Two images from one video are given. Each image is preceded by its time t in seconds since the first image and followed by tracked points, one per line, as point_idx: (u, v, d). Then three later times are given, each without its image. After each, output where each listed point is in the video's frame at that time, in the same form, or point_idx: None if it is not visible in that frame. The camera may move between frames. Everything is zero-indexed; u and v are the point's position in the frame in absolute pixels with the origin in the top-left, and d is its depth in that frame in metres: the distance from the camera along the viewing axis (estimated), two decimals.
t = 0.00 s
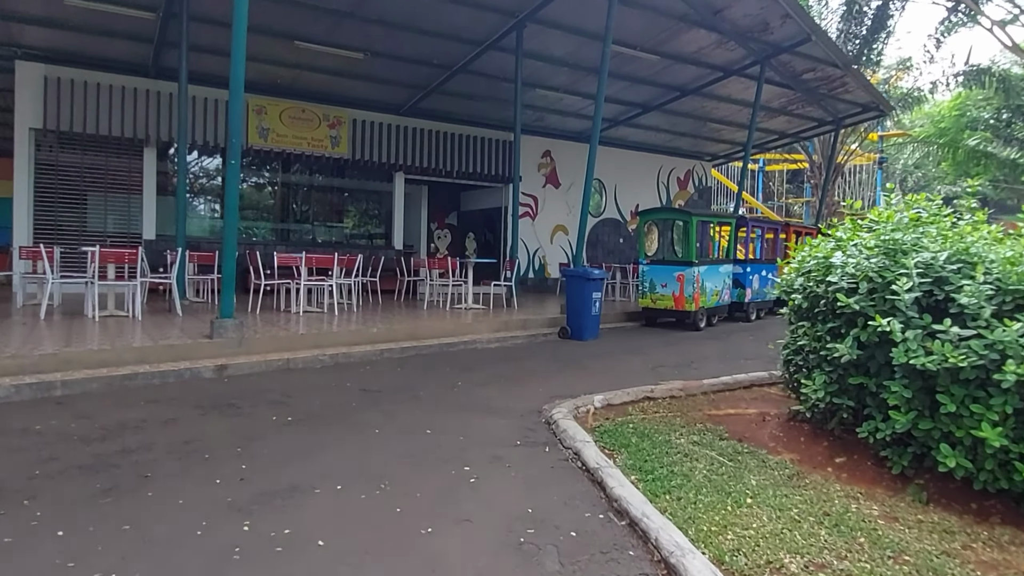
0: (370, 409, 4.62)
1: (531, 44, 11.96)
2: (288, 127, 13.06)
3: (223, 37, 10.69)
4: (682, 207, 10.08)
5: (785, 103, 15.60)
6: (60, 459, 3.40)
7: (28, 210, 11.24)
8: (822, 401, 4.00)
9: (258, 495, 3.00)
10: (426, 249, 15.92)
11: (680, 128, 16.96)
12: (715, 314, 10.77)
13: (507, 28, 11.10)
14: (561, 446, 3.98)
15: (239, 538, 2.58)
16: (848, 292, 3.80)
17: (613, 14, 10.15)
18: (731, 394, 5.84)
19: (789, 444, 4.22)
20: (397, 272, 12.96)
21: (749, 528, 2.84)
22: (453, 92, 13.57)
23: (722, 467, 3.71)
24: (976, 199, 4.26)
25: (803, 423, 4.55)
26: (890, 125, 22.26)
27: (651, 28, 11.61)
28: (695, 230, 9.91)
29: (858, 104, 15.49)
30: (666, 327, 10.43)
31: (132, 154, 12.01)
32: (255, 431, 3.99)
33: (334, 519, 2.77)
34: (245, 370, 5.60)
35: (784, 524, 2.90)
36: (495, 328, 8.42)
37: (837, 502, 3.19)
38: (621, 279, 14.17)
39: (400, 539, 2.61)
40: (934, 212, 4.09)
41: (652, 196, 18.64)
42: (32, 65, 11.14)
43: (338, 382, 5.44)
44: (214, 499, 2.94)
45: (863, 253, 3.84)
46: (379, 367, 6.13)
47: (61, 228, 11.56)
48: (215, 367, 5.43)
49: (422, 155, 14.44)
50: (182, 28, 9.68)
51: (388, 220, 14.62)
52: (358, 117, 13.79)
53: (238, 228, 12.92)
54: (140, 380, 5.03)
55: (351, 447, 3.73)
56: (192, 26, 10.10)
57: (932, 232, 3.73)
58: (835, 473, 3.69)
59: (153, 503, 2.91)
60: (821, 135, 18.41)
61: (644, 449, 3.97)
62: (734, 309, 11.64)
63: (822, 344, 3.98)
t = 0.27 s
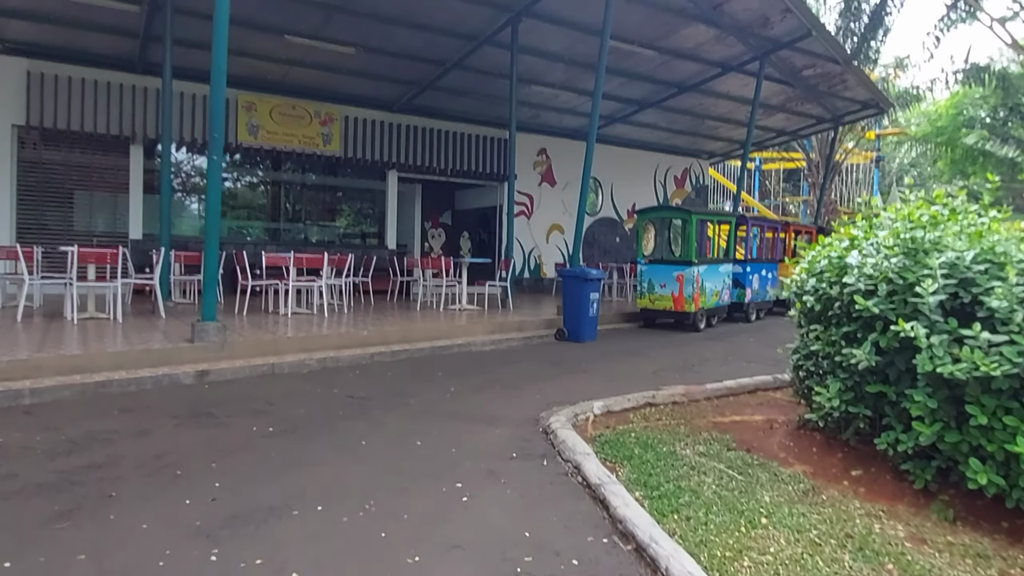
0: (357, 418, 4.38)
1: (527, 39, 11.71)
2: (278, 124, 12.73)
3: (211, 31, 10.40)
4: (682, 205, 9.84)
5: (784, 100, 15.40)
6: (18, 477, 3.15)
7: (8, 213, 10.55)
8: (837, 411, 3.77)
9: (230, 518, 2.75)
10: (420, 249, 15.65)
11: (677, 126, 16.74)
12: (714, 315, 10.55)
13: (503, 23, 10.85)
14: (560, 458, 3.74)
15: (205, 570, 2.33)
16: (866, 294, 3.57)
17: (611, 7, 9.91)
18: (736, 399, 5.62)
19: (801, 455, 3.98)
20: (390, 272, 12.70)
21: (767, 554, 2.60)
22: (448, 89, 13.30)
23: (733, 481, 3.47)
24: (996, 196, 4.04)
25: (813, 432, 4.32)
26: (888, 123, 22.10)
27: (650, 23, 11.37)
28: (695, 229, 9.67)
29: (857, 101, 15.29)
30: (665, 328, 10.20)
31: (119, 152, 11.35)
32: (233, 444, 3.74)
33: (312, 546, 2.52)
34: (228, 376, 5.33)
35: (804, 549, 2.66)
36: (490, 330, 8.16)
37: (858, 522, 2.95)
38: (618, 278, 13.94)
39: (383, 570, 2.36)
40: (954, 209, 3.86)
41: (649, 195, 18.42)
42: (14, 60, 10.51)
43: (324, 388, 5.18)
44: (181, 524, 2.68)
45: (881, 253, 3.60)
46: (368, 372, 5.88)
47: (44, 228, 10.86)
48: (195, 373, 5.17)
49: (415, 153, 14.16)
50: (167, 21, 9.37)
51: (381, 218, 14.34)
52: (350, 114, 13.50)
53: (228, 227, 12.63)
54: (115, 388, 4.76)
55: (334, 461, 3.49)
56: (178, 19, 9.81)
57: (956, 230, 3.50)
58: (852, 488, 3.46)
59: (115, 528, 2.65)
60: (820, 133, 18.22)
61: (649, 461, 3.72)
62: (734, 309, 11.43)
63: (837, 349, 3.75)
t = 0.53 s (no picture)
0: (345, 433, 4.14)
1: (523, 36, 11.48)
2: (269, 123, 12.42)
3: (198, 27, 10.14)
4: (681, 206, 9.61)
5: (783, 99, 15.20)
6: None
7: None
8: (854, 426, 3.55)
9: (203, 552, 2.52)
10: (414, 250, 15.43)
11: (675, 125, 16.53)
12: (715, 318, 10.34)
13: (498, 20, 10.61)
14: (560, 478, 3.51)
15: None
16: (885, 303, 3.36)
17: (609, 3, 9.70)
18: (742, 409, 5.40)
19: (815, 471, 3.76)
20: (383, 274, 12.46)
21: None
22: (442, 87, 13.06)
23: (746, 503, 3.24)
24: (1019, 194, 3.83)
25: (826, 446, 4.10)
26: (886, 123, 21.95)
27: (648, 20, 11.16)
28: (695, 231, 9.45)
29: (857, 100, 15.10)
30: (665, 332, 9.98)
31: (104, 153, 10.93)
32: (211, 463, 3.50)
33: None
34: (210, 387, 5.09)
35: None
36: (487, 335, 7.93)
37: (884, 551, 2.74)
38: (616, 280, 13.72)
39: None
40: (977, 209, 3.65)
41: (646, 195, 18.21)
42: None
43: (312, 400, 4.95)
44: (145, 559, 2.45)
45: (902, 257, 3.40)
46: (359, 381, 5.65)
47: (31, 228, 10.40)
48: (176, 384, 4.93)
49: (409, 153, 13.91)
50: (151, 17, 9.08)
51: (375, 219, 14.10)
52: (342, 112, 13.23)
53: (220, 229, 12.36)
54: (89, 401, 4.52)
55: (318, 484, 3.25)
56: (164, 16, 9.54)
57: (982, 233, 3.29)
58: (872, 510, 3.25)
59: (74, 563, 2.42)
60: (818, 132, 18.03)
61: (654, 481, 3.50)
62: (734, 312, 11.22)
63: (855, 361, 3.54)
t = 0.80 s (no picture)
0: (333, 441, 3.92)
1: (518, 31, 11.25)
2: (258, 120, 12.14)
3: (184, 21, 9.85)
4: (681, 204, 9.39)
5: (780, 97, 15.03)
6: None
7: None
8: (874, 434, 3.36)
9: None
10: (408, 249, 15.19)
11: (671, 123, 16.34)
12: (714, 318, 10.15)
13: (493, 14, 10.37)
14: (564, 490, 3.29)
15: None
16: (909, 303, 3.16)
17: None
18: (748, 413, 5.20)
19: (832, 480, 3.57)
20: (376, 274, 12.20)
21: None
22: (435, 84, 12.82)
23: (764, 517, 3.03)
24: None
25: (840, 452, 3.91)
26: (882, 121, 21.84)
27: (645, 15, 10.95)
28: (695, 229, 9.24)
29: (855, 98, 14.95)
30: (663, 332, 9.78)
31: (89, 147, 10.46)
32: (189, 476, 3.27)
33: None
34: (192, 392, 4.84)
35: None
36: (482, 336, 7.71)
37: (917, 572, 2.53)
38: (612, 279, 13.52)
39: None
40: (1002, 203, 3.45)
41: (641, 194, 18.02)
42: None
43: (299, 405, 4.72)
44: None
45: (927, 255, 3.20)
46: (350, 385, 5.42)
47: (15, 229, 9.98)
48: (156, 390, 4.69)
49: (402, 150, 13.65)
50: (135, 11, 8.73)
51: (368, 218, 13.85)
52: (333, 109, 12.95)
53: (209, 228, 12.08)
54: (63, 409, 4.27)
55: (304, 498, 3.03)
56: (149, 9, 9.18)
57: (1013, 229, 3.09)
58: (896, 523, 3.05)
59: None
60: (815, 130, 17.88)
61: (664, 493, 3.28)
62: (733, 311, 11.04)
63: (876, 365, 3.34)
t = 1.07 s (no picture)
0: (319, 456, 3.70)
1: (508, 28, 11.05)
2: (243, 118, 11.86)
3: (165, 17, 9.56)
4: (676, 203, 9.22)
5: (772, 95, 14.92)
6: None
7: None
8: (892, 446, 3.18)
9: None
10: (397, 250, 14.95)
11: (662, 121, 16.19)
12: (709, 319, 10.00)
13: (483, 10, 10.16)
14: (567, 509, 3.09)
15: None
16: (932, 308, 2.99)
17: None
18: (752, 419, 5.02)
19: (847, 494, 3.39)
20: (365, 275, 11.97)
21: None
22: (424, 82, 12.59)
23: (783, 538, 2.84)
24: None
25: (853, 463, 3.74)
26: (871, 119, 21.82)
27: (638, 11, 10.77)
28: (690, 229, 9.07)
29: (847, 96, 14.86)
30: (658, 334, 9.62)
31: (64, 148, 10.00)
32: (164, 498, 3.04)
33: None
34: (171, 404, 4.60)
35: None
36: (474, 340, 7.50)
37: None
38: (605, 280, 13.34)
39: None
40: None
41: (632, 193, 17.87)
42: None
43: (283, 416, 4.49)
44: None
45: (950, 258, 3.03)
46: (337, 393, 5.20)
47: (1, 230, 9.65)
48: (133, 401, 4.45)
49: (391, 149, 13.41)
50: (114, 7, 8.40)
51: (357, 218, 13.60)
52: (320, 107, 12.68)
53: (194, 229, 11.81)
54: (32, 423, 4.02)
55: (288, 522, 2.81)
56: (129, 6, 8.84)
57: None
58: (920, 542, 2.88)
59: None
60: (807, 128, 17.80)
61: (674, 511, 3.08)
62: (728, 312, 10.89)
63: (894, 373, 3.17)
